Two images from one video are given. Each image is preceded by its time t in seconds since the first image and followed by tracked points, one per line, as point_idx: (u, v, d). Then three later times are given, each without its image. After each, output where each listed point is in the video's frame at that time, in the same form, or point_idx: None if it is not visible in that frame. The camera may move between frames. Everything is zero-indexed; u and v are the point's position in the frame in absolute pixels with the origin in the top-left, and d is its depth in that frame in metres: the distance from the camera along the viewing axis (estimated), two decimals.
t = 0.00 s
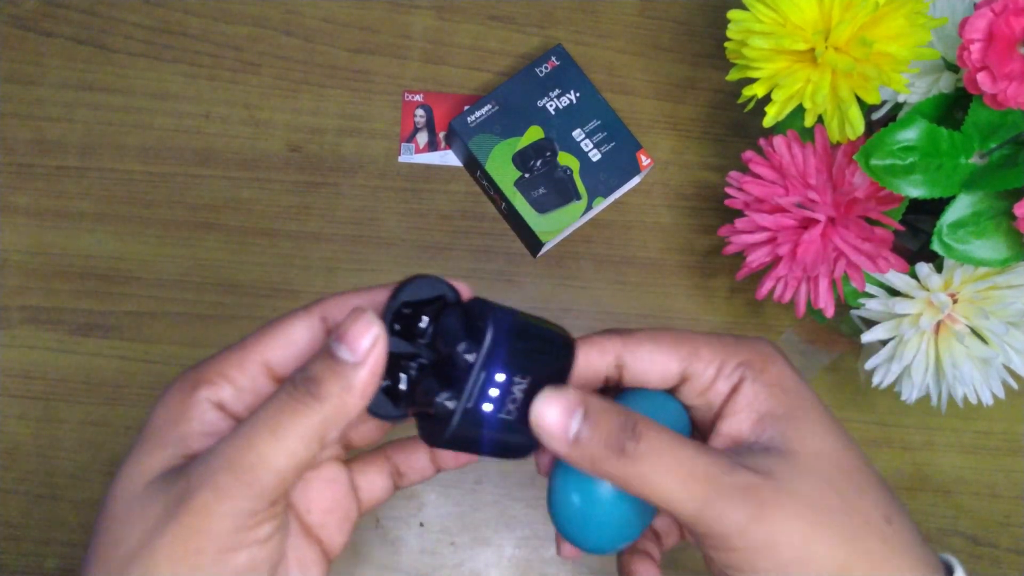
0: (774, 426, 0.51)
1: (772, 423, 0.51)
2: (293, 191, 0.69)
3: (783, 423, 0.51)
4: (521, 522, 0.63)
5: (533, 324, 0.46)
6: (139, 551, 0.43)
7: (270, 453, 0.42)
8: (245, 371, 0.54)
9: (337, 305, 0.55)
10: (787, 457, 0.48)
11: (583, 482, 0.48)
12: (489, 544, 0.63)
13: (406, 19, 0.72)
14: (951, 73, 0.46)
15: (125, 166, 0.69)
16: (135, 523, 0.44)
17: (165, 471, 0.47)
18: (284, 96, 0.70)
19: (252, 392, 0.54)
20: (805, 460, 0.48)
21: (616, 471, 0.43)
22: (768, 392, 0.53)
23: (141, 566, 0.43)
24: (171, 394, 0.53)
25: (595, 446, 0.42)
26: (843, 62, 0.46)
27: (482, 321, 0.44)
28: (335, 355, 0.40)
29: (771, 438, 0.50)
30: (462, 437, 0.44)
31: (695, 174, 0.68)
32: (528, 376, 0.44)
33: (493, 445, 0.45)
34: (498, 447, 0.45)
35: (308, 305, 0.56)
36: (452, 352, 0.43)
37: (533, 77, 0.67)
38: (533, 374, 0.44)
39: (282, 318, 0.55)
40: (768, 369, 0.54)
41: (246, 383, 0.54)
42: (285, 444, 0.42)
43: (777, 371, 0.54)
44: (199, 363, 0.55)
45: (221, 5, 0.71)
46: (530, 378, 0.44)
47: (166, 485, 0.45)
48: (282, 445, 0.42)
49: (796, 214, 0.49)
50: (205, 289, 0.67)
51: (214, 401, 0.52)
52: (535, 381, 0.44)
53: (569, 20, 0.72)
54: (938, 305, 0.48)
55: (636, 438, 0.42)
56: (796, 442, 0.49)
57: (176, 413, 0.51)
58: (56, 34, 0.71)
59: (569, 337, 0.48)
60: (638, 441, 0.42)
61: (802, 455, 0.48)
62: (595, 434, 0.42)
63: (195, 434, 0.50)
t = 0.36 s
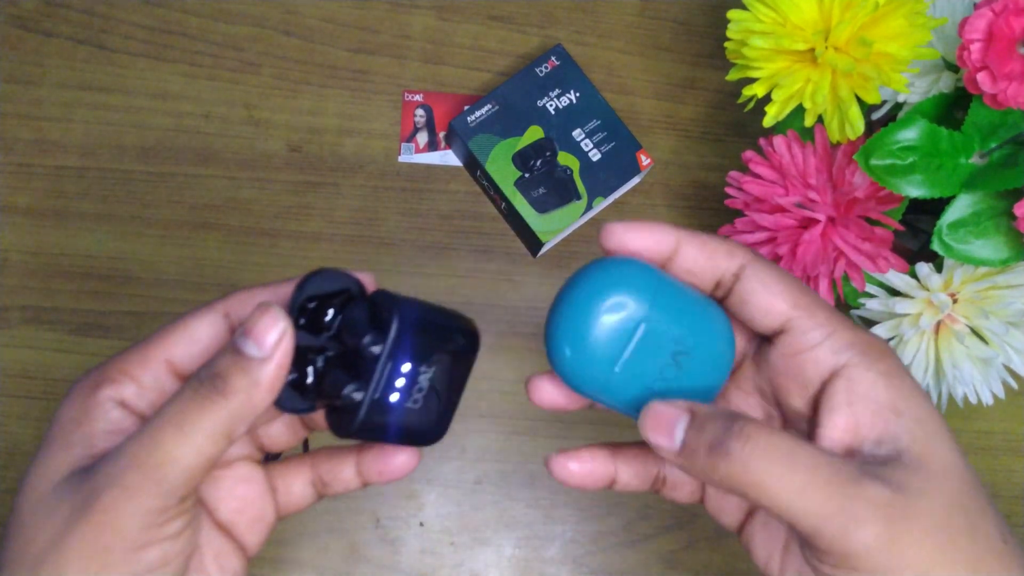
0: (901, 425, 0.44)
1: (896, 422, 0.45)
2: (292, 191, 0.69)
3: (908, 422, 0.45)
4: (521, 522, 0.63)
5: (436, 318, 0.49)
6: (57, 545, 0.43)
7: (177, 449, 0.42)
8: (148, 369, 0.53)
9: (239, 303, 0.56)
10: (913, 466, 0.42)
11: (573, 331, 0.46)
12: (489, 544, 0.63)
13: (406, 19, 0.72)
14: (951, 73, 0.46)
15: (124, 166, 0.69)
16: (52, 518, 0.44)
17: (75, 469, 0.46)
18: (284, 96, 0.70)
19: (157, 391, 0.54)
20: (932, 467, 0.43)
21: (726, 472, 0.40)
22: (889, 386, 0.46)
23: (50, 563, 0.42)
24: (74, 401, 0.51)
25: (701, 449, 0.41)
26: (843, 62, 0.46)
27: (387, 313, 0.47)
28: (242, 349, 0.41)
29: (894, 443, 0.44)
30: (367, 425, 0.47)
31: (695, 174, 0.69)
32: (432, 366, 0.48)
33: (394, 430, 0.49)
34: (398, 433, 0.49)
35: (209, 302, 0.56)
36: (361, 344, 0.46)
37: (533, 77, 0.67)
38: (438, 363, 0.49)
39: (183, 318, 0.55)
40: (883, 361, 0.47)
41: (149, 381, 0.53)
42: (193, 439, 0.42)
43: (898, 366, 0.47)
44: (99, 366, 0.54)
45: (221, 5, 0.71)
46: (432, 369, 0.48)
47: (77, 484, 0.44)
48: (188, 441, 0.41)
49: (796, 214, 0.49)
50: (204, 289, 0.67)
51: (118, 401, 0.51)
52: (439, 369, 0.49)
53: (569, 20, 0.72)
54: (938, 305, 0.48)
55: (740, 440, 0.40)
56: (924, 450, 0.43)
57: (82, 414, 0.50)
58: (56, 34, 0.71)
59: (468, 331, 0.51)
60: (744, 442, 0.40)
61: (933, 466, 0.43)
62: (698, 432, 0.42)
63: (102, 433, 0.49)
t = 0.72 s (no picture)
0: (868, 458, 0.47)
1: (863, 456, 0.47)
2: (293, 191, 0.69)
3: (876, 457, 0.47)
4: (520, 522, 0.63)
5: (395, 373, 0.52)
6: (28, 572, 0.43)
7: (140, 488, 0.43)
8: (123, 412, 0.55)
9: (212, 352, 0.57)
10: (875, 500, 0.45)
11: (544, 355, 0.47)
12: (489, 544, 0.63)
13: (406, 19, 0.72)
14: (951, 73, 0.46)
15: (125, 166, 0.69)
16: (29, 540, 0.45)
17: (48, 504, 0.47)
18: (284, 96, 0.70)
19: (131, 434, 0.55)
20: (895, 501, 0.45)
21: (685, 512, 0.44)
22: (860, 417, 0.48)
23: None
24: (53, 438, 0.53)
25: (661, 487, 0.46)
26: (843, 62, 0.46)
27: (348, 363, 0.50)
28: (207, 391, 0.42)
29: (857, 476, 0.47)
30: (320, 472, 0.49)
31: (695, 174, 0.69)
32: (387, 417, 0.51)
33: (350, 480, 0.50)
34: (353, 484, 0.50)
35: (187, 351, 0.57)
36: (320, 391, 0.49)
37: (533, 77, 0.67)
38: (393, 416, 0.51)
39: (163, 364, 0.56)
40: (860, 393, 0.49)
41: (123, 423, 0.55)
42: (157, 477, 0.43)
43: (874, 397, 0.49)
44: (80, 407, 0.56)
45: (222, 5, 0.71)
46: (387, 422, 0.51)
47: (47, 517, 0.45)
48: (150, 480, 0.43)
49: (796, 214, 0.49)
50: (205, 289, 0.67)
51: (91, 439, 0.53)
52: (394, 422, 0.51)
53: (569, 20, 0.72)
54: (938, 305, 0.48)
55: (696, 483, 0.44)
56: (889, 482, 0.46)
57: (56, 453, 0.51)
58: (56, 34, 0.71)
59: (429, 389, 0.53)
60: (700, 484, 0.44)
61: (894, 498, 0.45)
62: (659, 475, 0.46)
63: (74, 468, 0.51)
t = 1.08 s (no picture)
0: (872, 485, 0.49)
1: (867, 480, 0.49)
2: (292, 191, 0.69)
3: (880, 482, 0.49)
4: (521, 522, 0.63)
5: (410, 373, 0.52)
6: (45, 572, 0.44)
7: (163, 488, 0.43)
8: (145, 409, 0.56)
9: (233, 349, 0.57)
10: (875, 522, 0.47)
11: (536, 380, 0.47)
12: (489, 544, 0.63)
13: (406, 19, 0.72)
14: (951, 73, 0.46)
15: (124, 166, 0.69)
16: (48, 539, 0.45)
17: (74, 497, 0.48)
18: (284, 96, 0.70)
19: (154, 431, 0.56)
20: (895, 526, 0.47)
21: (683, 545, 0.47)
22: (868, 440, 0.50)
23: None
24: (79, 437, 0.54)
25: (658, 521, 0.47)
26: (843, 62, 0.46)
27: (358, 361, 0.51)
28: (234, 396, 0.43)
29: (860, 499, 0.48)
30: (331, 470, 0.50)
31: (695, 174, 0.69)
32: (396, 418, 0.51)
33: (360, 479, 0.51)
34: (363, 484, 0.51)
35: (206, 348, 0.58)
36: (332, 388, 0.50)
37: (533, 77, 0.67)
38: (402, 417, 0.51)
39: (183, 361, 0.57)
40: (870, 417, 0.51)
41: (147, 420, 0.55)
42: (178, 480, 0.43)
43: (885, 422, 0.51)
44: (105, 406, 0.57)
45: (221, 5, 0.71)
46: (397, 423, 0.51)
47: (68, 514, 0.46)
48: (172, 480, 0.43)
49: (796, 214, 0.49)
50: (204, 289, 0.67)
51: (116, 436, 0.54)
52: (403, 423, 0.51)
53: (569, 20, 0.72)
54: (938, 305, 0.48)
55: (693, 519, 0.46)
56: (890, 507, 0.48)
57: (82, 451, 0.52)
58: (56, 34, 0.71)
59: (447, 391, 0.53)
60: (696, 520, 0.46)
61: (895, 525, 0.47)
62: (654, 510, 0.47)
63: (100, 465, 0.52)
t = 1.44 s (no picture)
0: (991, 499, 0.43)
1: (989, 496, 0.43)
2: (292, 191, 0.69)
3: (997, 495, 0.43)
4: (521, 522, 0.63)
5: (380, 349, 0.47)
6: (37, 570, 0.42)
7: (167, 495, 0.40)
8: (124, 390, 0.54)
9: (205, 319, 0.56)
10: (994, 541, 0.41)
11: (643, 360, 0.40)
12: (489, 544, 0.63)
13: (406, 19, 0.72)
14: (950, 73, 0.46)
15: (124, 166, 0.69)
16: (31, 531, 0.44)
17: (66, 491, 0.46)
18: (284, 96, 0.70)
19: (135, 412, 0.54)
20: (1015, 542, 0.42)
21: (793, 558, 0.40)
22: (994, 455, 0.45)
23: None
24: (61, 427, 0.52)
25: (768, 532, 0.40)
26: (843, 62, 0.46)
27: (313, 328, 0.47)
28: (247, 401, 0.40)
29: (978, 513, 0.43)
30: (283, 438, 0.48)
31: (696, 173, 0.68)
32: (348, 394, 0.47)
33: (314, 450, 0.48)
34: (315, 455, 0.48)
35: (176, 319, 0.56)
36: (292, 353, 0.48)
37: (533, 77, 0.67)
38: (354, 393, 0.47)
39: (153, 337, 0.56)
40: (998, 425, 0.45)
41: (127, 402, 0.54)
42: (181, 487, 0.40)
43: (1012, 436, 0.45)
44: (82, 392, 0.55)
45: (221, 5, 0.72)
46: (348, 398, 0.47)
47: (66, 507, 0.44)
48: (178, 487, 0.40)
49: (796, 214, 0.49)
50: (204, 289, 0.67)
51: (99, 423, 0.52)
52: (355, 400, 0.47)
53: (569, 20, 0.72)
54: (938, 305, 0.48)
55: (810, 532, 0.39)
56: (1010, 527, 0.42)
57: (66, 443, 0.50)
58: (55, 34, 0.71)
59: (420, 373, 0.47)
60: (813, 534, 0.39)
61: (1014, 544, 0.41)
62: (766, 520, 0.40)
63: (86, 459, 0.49)
